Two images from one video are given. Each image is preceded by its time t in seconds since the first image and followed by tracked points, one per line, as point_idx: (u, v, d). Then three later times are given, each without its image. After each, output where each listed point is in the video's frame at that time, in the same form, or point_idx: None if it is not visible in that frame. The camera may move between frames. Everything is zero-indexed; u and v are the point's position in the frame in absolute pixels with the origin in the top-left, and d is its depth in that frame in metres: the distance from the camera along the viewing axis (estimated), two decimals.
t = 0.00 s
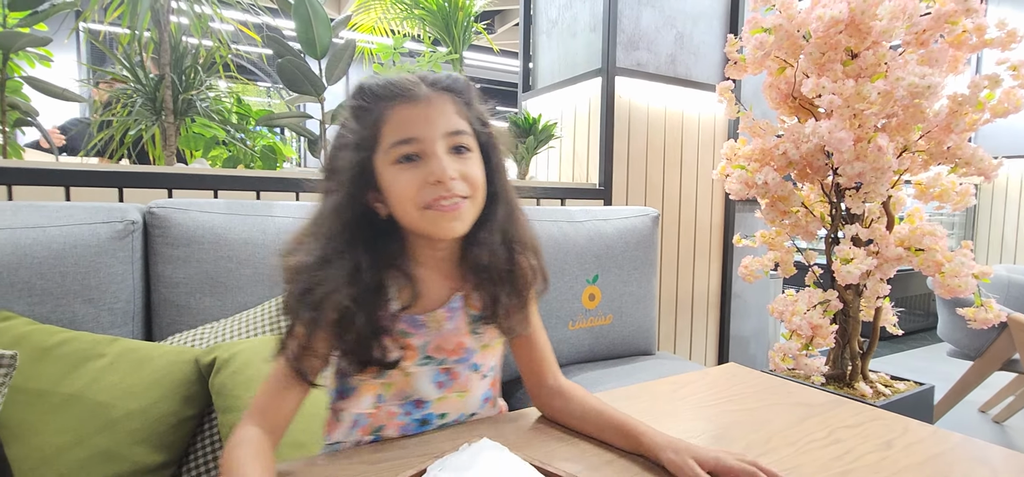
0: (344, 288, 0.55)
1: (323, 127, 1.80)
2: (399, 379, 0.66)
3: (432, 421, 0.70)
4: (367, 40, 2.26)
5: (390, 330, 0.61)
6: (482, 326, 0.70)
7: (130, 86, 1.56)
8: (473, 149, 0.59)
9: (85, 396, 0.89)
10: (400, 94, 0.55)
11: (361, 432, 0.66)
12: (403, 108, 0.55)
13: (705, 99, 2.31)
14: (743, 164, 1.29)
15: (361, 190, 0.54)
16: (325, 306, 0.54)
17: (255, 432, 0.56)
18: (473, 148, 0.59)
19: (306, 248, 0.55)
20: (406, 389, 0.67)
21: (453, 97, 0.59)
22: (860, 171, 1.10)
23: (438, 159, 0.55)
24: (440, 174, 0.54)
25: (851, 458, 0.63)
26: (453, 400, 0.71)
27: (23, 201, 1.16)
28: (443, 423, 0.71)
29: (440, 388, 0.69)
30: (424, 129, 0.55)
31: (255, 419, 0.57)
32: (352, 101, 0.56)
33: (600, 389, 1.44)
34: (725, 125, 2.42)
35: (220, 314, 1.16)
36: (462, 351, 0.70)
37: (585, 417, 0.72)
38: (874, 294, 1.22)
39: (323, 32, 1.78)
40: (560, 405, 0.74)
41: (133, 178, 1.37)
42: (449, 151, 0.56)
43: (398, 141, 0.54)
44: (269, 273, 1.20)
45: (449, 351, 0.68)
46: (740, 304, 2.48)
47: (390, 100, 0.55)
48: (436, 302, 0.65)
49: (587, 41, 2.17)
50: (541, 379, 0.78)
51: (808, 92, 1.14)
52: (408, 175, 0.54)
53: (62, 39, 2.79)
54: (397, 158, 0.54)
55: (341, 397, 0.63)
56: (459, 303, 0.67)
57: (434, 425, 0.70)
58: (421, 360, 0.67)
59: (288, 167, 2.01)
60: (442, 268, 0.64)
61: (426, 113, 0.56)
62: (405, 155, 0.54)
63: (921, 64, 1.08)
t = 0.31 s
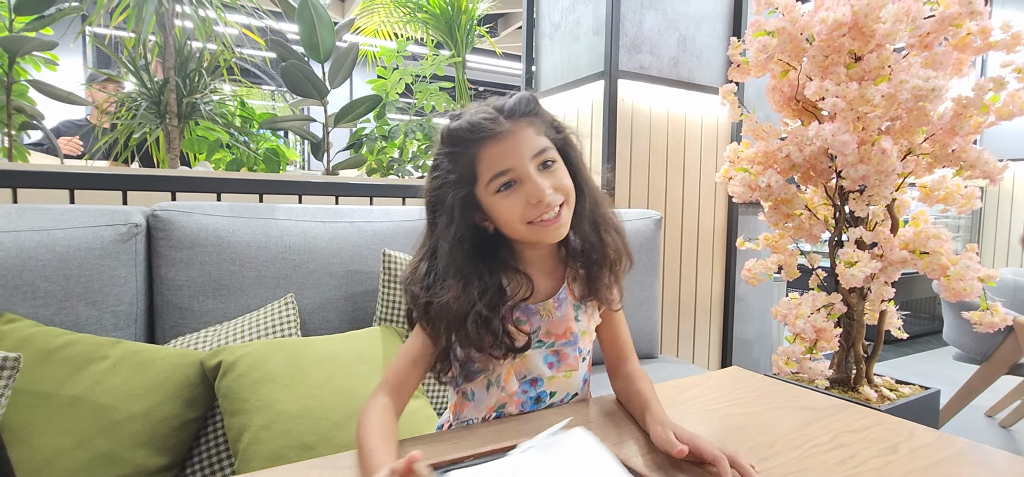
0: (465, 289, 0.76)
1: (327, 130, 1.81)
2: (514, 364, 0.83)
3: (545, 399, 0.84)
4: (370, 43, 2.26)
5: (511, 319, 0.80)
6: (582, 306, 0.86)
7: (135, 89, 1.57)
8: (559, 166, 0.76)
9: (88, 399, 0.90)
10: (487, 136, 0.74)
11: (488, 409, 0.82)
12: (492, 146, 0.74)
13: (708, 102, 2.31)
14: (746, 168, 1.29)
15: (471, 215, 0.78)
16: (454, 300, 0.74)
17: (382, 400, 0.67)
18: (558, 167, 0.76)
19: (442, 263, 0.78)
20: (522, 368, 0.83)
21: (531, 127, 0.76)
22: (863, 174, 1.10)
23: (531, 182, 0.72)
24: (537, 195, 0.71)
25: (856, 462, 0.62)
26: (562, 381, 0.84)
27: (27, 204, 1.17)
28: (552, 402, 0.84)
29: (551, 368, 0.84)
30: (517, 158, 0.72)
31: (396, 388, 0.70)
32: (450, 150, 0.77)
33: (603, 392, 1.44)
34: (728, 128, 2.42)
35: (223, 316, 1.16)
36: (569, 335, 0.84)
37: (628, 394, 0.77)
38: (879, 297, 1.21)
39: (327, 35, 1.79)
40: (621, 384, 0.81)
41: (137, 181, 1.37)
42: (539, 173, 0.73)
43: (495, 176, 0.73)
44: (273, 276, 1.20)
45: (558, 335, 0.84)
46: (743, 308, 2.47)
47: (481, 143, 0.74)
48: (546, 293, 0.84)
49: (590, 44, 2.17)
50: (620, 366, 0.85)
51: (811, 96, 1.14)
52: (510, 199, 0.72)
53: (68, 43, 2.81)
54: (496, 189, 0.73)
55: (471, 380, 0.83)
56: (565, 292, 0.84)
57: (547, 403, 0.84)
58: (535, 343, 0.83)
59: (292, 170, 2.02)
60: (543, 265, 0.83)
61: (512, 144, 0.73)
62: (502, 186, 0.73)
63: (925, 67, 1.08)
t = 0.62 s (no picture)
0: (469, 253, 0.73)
1: (334, 132, 1.82)
2: (508, 359, 0.78)
3: (540, 399, 0.79)
4: (377, 46, 2.27)
5: (505, 311, 0.74)
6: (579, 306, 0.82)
7: (145, 92, 1.59)
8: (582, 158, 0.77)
9: (97, 397, 0.90)
10: (526, 105, 0.77)
11: (484, 405, 0.77)
12: (523, 118, 0.76)
13: (715, 104, 2.30)
14: (754, 169, 1.27)
15: (489, 183, 0.78)
16: (457, 267, 0.72)
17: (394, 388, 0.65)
18: (581, 156, 0.76)
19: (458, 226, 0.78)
20: (514, 366, 0.78)
21: (568, 112, 0.79)
22: (873, 175, 1.09)
23: (549, 157, 0.72)
24: (548, 172, 0.71)
25: (869, 464, 0.61)
26: (556, 381, 0.80)
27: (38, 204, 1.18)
28: (548, 403, 0.79)
29: (545, 366, 0.80)
30: (543, 133, 0.74)
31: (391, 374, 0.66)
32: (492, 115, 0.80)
33: (610, 394, 1.43)
34: (736, 130, 2.41)
35: (231, 316, 1.17)
36: (565, 333, 0.80)
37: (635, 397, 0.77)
38: (889, 300, 1.19)
39: (334, 38, 1.80)
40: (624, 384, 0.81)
41: (147, 182, 1.38)
42: (560, 152, 0.74)
43: (519, 142, 0.74)
44: (281, 276, 1.21)
45: (553, 333, 0.79)
46: (752, 311, 2.45)
47: (518, 109, 0.77)
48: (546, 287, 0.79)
49: (597, 47, 2.17)
50: (619, 362, 0.84)
51: (820, 96, 1.13)
52: (525, 171, 0.72)
53: (80, 47, 2.85)
54: (514, 157, 0.74)
55: (464, 375, 0.78)
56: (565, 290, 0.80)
57: (542, 404, 0.79)
58: (528, 340, 0.78)
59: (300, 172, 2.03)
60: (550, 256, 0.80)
61: (545, 119, 0.75)
62: (521, 155, 0.73)
63: (936, 66, 1.07)
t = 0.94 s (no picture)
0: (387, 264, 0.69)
1: (343, 138, 1.84)
2: (423, 389, 0.75)
3: (465, 428, 0.77)
4: (385, 52, 2.28)
5: (417, 337, 0.70)
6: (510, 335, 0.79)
7: (158, 99, 1.61)
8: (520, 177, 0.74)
9: (110, 400, 0.92)
10: (474, 110, 0.76)
11: (399, 438, 0.74)
12: (465, 122, 0.74)
13: (722, 107, 2.30)
14: (762, 173, 1.27)
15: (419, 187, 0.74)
16: (371, 279, 0.68)
17: (258, 400, 0.60)
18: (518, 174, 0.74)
19: (382, 232, 0.74)
20: (432, 396, 0.75)
21: (515, 126, 0.77)
22: (883, 178, 1.08)
23: (485, 163, 0.70)
24: (484, 178, 0.69)
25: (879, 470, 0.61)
26: (479, 411, 0.78)
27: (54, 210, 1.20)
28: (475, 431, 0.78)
29: (465, 399, 0.77)
30: (485, 140, 0.73)
31: (260, 382, 0.62)
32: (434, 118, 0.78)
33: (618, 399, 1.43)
34: (744, 134, 2.41)
35: (242, 321, 1.18)
36: (483, 366, 0.77)
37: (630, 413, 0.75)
38: (900, 304, 1.19)
39: (343, 45, 1.81)
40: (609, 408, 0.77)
41: (159, 188, 1.40)
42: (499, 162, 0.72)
43: (459, 145, 0.72)
44: (290, 281, 1.22)
45: (471, 364, 0.76)
46: (760, 315, 2.44)
47: (467, 112, 0.75)
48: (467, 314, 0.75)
49: (604, 51, 2.18)
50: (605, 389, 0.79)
51: (828, 100, 1.13)
52: (458, 175, 0.70)
53: (94, 54, 2.89)
54: (452, 159, 0.71)
55: (375, 406, 0.75)
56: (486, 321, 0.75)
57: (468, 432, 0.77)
58: (444, 371, 0.74)
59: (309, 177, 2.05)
60: (474, 279, 0.76)
61: (488, 127, 0.74)
62: (458, 159, 0.71)
63: (946, 69, 1.06)
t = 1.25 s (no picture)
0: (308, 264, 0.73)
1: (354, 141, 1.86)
2: (350, 391, 0.73)
3: (396, 435, 0.73)
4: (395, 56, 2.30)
5: (337, 333, 0.72)
6: (443, 333, 0.77)
7: (172, 103, 1.64)
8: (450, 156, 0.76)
9: (129, 399, 0.93)
10: (396, 93, 0.77)
11: (324, 446, 0.71)
12: (388, 103, 0.76)
13: (731, 109, 2.30)
14: (772, 174, 1.27)
15: (344, 178, 0.77)
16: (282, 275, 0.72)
17: (183, 401, 0.66)
18: (446, 153, 0.75)
19: (300, 229, 0.77)
20: (360, 398, 0.73)
21: (439, 105, 0.79)
22: (893, 180, 1.08)
23: (409, 143, 0.71)
24: (412, 154, 0.69)
25: (890, 471, 0.61)
26: (412, 414, 0.74)
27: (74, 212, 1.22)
28: (408, 439, 0.74)
29: (397, 400, 0.74)
30: (409, 119, 0.74)
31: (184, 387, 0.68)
32: (353, 110, 0.81)
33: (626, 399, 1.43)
34: (752, 135, 2.40)
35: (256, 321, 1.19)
36: (414, 362, 0.75)
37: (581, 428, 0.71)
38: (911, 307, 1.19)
39: (354, 48, 1.83)
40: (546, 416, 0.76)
41: (174, 190, 1.42)
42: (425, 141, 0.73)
43: (381, 128, 0.74)
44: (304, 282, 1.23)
45: (402, 362, 0.74)
46: (770, 317, 2.43)
47: (387, 95, 0.77)
48: (394, 308, 0.75)
49: (612, 53, 2.18)
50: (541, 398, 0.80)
51: (838, 101, 1.13)
52: (382, 155, 0.71)
53: (110, 59, 2.93)
54: (377, 143, 0.73)
55: (300, 407, 0.74)
56: (416, 312, 0.75)
57: (398, 440, 0.73)
58: (372, 370, 0.73)
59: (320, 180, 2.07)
60: (410, 269, 0.76)
61: (412, 107, 0.76)
62: (384, 142, 0.73)
63: (957, 70, 1.06)
